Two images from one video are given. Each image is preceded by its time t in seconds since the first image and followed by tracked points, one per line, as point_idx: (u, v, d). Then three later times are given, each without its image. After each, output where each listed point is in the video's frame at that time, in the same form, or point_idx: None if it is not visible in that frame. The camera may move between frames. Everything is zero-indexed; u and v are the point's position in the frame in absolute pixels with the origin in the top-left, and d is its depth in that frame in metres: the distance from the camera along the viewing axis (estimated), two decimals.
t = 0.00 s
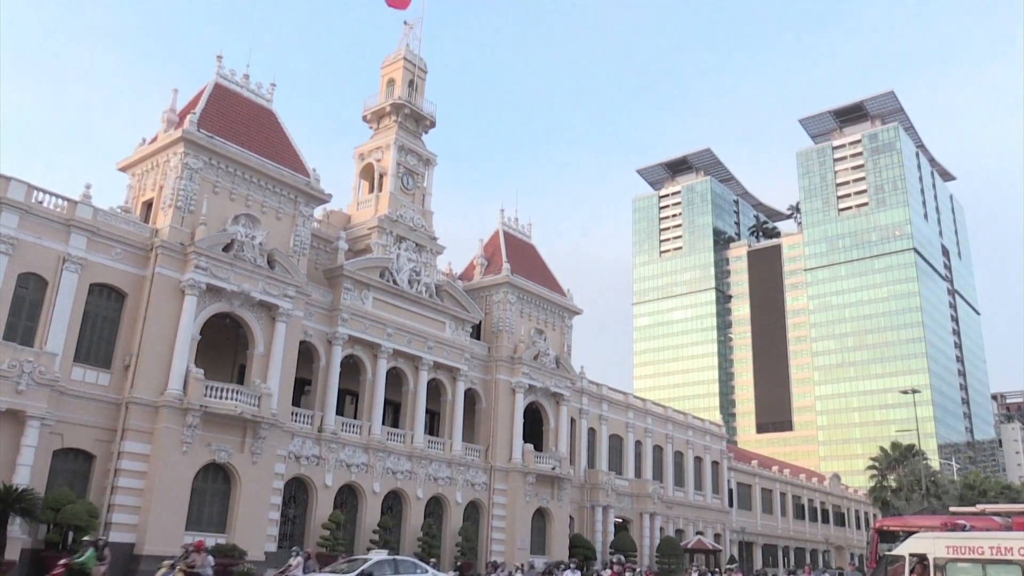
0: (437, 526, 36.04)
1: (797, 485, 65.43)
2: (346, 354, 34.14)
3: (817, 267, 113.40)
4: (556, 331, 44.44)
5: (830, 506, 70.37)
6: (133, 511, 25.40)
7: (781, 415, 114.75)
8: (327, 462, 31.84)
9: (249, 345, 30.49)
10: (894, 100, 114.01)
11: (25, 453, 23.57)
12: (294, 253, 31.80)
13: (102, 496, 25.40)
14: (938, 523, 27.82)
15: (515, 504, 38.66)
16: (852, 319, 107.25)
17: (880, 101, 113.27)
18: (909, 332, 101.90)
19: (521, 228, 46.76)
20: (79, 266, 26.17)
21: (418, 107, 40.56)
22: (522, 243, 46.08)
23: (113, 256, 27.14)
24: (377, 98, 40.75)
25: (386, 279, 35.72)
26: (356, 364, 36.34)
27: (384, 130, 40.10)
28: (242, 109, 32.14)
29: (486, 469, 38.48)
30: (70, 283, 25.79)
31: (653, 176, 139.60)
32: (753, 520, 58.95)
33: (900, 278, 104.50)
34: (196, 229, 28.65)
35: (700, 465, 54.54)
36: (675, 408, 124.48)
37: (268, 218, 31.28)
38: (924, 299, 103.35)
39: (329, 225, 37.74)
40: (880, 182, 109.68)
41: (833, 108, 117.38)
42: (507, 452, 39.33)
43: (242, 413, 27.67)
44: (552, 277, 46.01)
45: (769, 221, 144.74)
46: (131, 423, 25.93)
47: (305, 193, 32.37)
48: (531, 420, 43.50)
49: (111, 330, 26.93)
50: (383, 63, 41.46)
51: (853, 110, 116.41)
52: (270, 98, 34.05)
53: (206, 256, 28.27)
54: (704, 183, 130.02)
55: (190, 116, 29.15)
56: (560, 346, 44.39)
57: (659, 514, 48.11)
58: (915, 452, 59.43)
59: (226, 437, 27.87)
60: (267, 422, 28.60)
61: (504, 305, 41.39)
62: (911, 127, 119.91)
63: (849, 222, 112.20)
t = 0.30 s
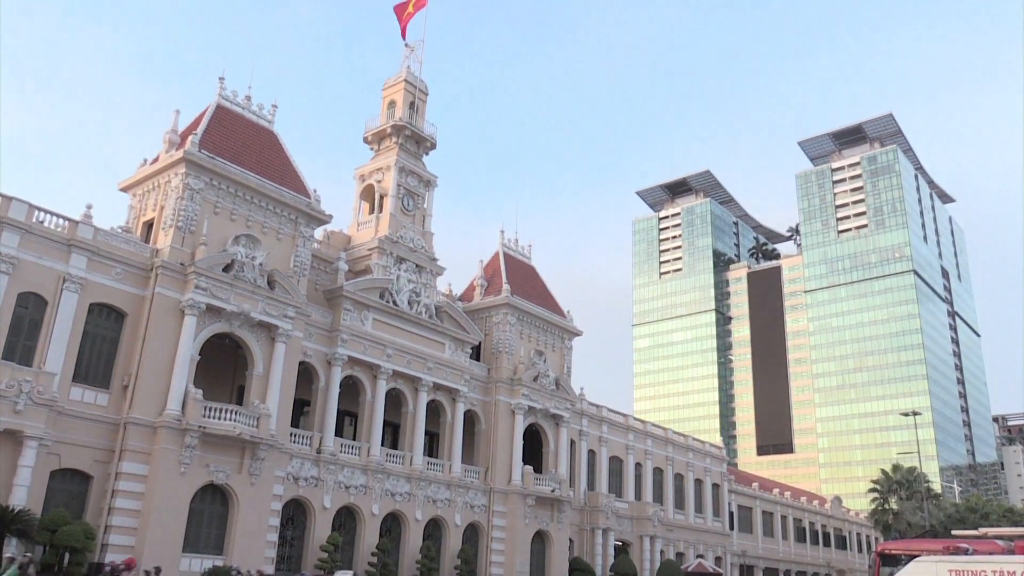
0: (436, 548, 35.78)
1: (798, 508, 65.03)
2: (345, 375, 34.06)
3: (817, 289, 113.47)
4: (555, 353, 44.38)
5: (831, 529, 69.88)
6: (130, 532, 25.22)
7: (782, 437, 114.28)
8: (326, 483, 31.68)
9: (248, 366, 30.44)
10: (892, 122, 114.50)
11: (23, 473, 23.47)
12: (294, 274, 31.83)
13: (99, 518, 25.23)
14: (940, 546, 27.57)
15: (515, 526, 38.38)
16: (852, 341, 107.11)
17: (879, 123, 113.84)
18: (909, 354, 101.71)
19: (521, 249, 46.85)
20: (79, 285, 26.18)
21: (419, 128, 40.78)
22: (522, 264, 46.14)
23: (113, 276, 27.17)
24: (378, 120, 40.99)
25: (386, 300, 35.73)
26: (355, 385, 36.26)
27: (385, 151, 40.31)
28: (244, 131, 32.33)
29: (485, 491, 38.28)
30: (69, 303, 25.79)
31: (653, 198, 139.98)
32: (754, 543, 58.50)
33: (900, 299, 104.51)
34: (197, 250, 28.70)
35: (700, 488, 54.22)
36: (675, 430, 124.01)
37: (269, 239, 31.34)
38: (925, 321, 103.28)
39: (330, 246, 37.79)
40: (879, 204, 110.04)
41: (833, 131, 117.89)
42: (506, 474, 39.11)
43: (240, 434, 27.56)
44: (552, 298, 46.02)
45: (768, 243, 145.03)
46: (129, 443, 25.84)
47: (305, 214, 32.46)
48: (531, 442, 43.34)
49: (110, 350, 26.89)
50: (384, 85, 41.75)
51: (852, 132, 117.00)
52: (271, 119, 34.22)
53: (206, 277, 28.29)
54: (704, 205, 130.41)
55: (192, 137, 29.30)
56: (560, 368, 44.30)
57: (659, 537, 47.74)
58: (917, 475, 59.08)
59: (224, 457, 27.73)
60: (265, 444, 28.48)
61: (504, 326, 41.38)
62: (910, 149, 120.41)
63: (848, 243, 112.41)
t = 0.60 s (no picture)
0: (435, 565, 35.60)
1: (799, 524, 64.73)
2: (345, 390, 34.00)
3: (817, 305, 113.44)
4: (555, 368, 44.34)
5: (832, 546, 69.49)
6: (128, 548, 25.09)
7: (782, 453, 113.96)
8: (325, 499, 31.56)
9: (248, 381, 30.39)
10: (892, 139, 114.78)
11: (20, 488, 23.39)
12: (294, 289, 31.86)
13: (97, 533, 25.11)
14: (942, 564, 27.42)
15: (514, 542, 38.17)
16: (852, 357, 106.98)
17: (878, 140, 114.17)
18: (910, 370, 101.55)
19: (521, 265, 46.92)
20: (79, 300, 26.20)
21: (419, 144, 40.94)
22: (522, 279, 46.20)
23: (113, 290, 27.20)
24: (379, 136, 41.16)
25: (386, 316, 35.73)
26: (355, 400, 36.20)
27: (385, 167, 40.46)
28: (244, 146, 32.45)
29: (485, 507, 38.13)
30: (69, 318, 25.80)
31: (653, 214, 140.19)
32: (755, 560, 58.18)
33: (901, 315, 104.48)
34: (197, 265, 28.74)
35: (701, 504, 53.98)
36: (676, 446, 123.68)
37: (269, 254, 31.40)
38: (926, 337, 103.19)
39: (330, 261, 37.84)
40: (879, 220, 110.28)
41: (832, 147, 118.19)
42: (506, 490, 38.96)
43: (239, 449, 27.49)
44: (552, 314, 46.04)
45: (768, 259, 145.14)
46: (127, 459, 25.76)
47: (305, 229, 32.53)
48: (531, 458, 43.19)
49: (110, 365, 26.87)
50: (385, 101, 41.98)
51: (852, 148, 117.33)
52: (272, 135, 34.37)
53: (206, 292, 28.32)
54: (704, 221, 130.63)
55: (193, 152, 29.41)
56: (560, 383, 44.25)
57: (660, 554, 47.48)
58: (918, 491, 58.83)
59: (222, 473, 27.64)
60: (264, 459, 28.39)
61: (503, 342, 41.37)
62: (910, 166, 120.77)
63: (848, 260, 112.50)
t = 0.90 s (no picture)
0: None
1: (800, 540, 64.39)
2: (344, 405, 33.92)
3: (817, 319, 113.40)
4: (555, 383, 44.29)
5: (833, 562, 69.04)
6: (125, 562, 24.95)
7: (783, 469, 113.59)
8: (324, 514, 31.42)
9: (247, 395, 30.34)
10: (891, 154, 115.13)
11: (18, 502, 23.30)
12: (294, 303, 31.87)
13: (94, 548, 24.99)
14: None
15: (513, 558, 37.92)
16: (852, 372, 106.83)
17: (877, 155, 114.52)
18: (910, 385, 101.37)
19: (521, 279, 46.96)
20: (79, 313, 26.20)
21: (420, 159, 41.08)
22: (522, 294, 46.23)
23: (113, 304, 27.22)
24: (379, 150, 41.33)
25: (385, 330, 35.72)
26: (354, 415, 36.12)
27: (385, 182, 40.60)
28: (245, 160, 32.55)
29: (484, 522, 37.95)
30: (69, 331, 25.79)
31: (653, 228, 140.46)
32: None
33: (901, 330, 104.44)
34: (197, 278, 28.77)
35: (701, 519, 53.71)
36: (676, 461, 123.25)
37: (269, 268, 31.43)
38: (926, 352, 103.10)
39: (330, 275, 37.86)
40: (878, 235, 110.53)
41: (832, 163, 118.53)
42: (505, 505, 38.79)
43: (237, 463, 27.40)
44: (552, 328, 46.03)
45: (768, 274, 145.17)
46: (126, 473, 25.68)
47: (305, 243, 32.58)
48: (531, 473, 43.03)
49: (109, 378, 26.84)
50: (386, 116, 42.18)
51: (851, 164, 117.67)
52: (273, 149, 34.50)
53: (206, 305, 28.32)
54: (704, 236, 130.85)
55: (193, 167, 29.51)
56: (560, 398, 44.18)
57: (660, 569, 47.18)
58: (919, 506, 58.49)
59: (221, 487, 27.54)
60: (263, 474, 28.29)
61: (503, 356, 41.36)
62: (909, 181, 121.05)
63: (848, 275, 112.56)
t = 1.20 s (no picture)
0: None
1: (800, 551, 64.16)
2: (344, 415, 33.86)
3: (817, 330, 113.35)
4: (555, 394, 44.24)
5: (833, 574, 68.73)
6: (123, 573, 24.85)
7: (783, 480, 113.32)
8: (323, 524, 31.32)
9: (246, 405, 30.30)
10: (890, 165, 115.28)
11: (16, 512, 23.24)
12: (294, 313, 31.87)
13: (93, 558, 24.91)
14: None
15: (513, 569, 37.75)
16: (852, 382, 106.72)
17: (876, 166, 114.65)
18: (910, 395, 101.24)
19: (521, 290, 46.97)
20: (78, 323, 26.21)
21: (420, 169, 41.16)
22: (522, 304, 46.23)
23: (113, 313, 27.23)
24: (379, 161, 41.42)
25: (385, 340, 35.71)
26: (354, 425, 36.05)
27: (385, 192, 40.70)
28: (245, 170, 32.63)
29: (484, 533, 37.82)
30: (68, 340, 25.79)
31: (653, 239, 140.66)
32: None
33: (901, 341, 104.42)
34: (197, 288, 28.79)
35: (701, 531, 53.52)
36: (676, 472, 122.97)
37: (269, 278, 31.45)
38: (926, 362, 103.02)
39: (330, 284, 37.87)
40: (878, 245, 110.67)
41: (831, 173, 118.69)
42: (505, 516, 38.65)
43: (237, 473, 27.33)
44: (552, 339, 45.99)
45: (768, 284, 145.24)
46: (124, 483, 25.62)
47: (305, 253, 32.60)
48: (531, 484, 42.91)
49: (108, 388, 26.82)
50: (387, 126, 42.30)
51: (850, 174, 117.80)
52: (274, 159, 34.58)
53: (205, 315, 28.32)
54: (704, 246, 131.00)
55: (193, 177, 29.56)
56: (559, 409, 44.11)
57: None
58: (919, 517, 58.32)
59: (219, 497, 27.47)
60: (262, 484, 28.22)
61: (503, 366, 41.33)
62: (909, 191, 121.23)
63: (848, 285, 112.59)
